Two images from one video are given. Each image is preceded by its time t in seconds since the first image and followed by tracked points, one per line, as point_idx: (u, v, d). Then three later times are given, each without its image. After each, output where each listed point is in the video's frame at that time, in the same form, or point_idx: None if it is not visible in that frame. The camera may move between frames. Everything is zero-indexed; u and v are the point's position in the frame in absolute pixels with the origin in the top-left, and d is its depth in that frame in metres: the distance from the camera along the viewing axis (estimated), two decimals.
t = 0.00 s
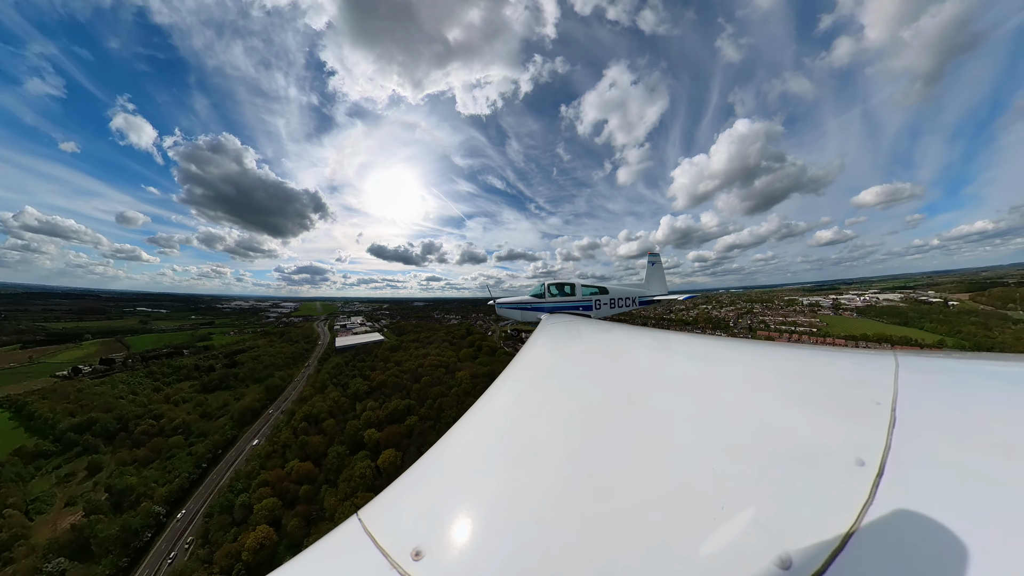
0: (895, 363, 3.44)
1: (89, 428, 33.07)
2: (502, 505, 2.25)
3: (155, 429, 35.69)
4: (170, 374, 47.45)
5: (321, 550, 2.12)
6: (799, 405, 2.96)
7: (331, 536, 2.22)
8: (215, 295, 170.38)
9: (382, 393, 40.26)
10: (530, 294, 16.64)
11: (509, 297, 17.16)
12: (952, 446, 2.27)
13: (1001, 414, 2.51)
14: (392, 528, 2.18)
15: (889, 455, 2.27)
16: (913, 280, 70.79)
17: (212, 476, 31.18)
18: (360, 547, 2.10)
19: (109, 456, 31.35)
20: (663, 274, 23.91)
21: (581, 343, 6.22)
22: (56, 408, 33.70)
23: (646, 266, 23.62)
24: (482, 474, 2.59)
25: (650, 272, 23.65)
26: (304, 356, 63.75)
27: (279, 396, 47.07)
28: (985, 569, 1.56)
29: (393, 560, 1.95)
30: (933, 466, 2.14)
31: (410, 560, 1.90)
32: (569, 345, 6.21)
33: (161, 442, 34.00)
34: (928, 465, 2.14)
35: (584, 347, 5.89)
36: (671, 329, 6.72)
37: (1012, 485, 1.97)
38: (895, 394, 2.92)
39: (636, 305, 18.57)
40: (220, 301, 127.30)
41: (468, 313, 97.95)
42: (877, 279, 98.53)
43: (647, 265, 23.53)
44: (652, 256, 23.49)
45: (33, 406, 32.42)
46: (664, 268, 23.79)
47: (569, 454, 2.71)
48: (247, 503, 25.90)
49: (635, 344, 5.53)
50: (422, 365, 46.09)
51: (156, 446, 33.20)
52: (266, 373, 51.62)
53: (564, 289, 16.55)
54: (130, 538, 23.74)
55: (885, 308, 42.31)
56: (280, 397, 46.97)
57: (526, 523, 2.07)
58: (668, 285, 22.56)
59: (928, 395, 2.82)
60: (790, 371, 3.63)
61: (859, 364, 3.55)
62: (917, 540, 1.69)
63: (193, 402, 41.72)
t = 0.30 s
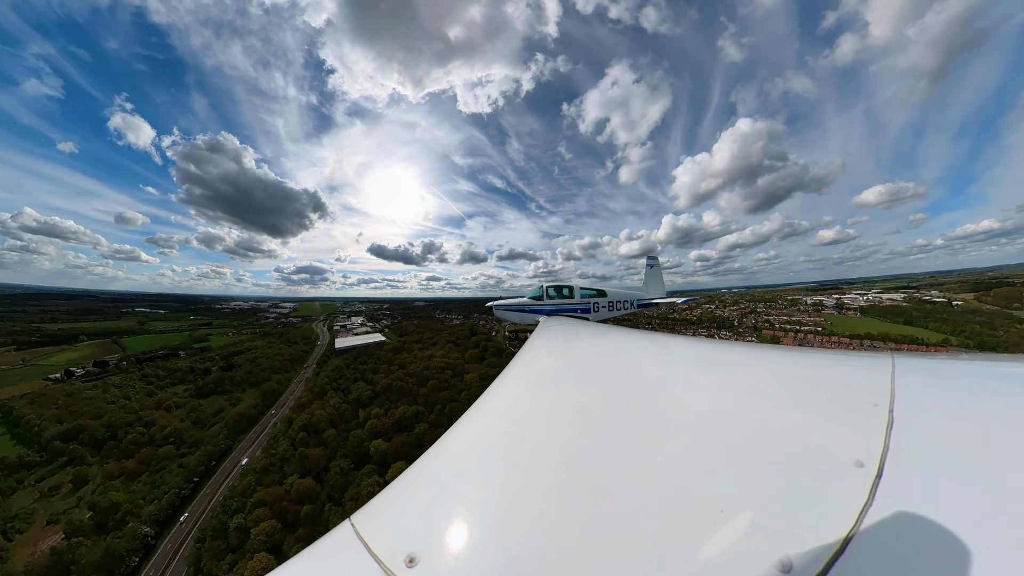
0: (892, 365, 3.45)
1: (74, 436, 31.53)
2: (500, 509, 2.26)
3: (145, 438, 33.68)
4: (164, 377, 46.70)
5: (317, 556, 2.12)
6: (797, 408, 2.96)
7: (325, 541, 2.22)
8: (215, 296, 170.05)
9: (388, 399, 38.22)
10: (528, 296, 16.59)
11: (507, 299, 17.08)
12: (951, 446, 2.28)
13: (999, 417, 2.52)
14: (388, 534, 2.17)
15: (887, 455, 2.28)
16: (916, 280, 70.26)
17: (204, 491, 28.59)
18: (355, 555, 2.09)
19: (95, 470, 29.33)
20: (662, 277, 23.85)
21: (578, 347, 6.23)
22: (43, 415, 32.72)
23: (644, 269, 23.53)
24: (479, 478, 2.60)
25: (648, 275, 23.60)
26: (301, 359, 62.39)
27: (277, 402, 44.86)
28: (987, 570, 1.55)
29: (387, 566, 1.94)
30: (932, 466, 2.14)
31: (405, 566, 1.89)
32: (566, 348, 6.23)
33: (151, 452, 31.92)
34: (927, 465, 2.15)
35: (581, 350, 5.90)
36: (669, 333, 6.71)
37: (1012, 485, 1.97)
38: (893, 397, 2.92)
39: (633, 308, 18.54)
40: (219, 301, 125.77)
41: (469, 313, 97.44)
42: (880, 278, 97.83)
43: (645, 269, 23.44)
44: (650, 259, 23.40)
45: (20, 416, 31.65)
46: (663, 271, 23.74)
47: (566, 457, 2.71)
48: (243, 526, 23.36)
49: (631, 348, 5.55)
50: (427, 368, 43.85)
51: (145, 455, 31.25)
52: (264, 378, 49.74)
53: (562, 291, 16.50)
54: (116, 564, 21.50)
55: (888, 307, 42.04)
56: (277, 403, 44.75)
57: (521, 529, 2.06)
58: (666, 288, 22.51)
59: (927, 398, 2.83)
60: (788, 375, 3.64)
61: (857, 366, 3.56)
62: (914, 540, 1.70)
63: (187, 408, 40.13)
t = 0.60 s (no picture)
0: (890, 366, 3.44)
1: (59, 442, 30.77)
2: (499, 509, 2.25)
3: (132, 448, 31.90)
4: (157, 379, 46.34)
5: (317, 557, 2.11)
6: (796, 407, 2.95)
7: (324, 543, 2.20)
8: (215, 296, 170.14)
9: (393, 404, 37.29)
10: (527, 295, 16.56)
11: (506, 299, 17.05)
12: (948, 445, 2.27)
13: (998, 417, 2.50)
14: (387, 536, 2.15)
15: (886, 454, 2.27)
16: (921, 280, 69.64)
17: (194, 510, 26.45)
18: (355, 556, 2.08)
19: (79, 483, 27.58)
20: (661, 276, 23.76)
21: (576, 346, 6.21)
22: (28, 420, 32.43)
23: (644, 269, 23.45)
24: (478, 478, 2.59)
25: (647, 275, 23.51)
26: (300, 360, 61.70)
27: (274, 408, 43.04)
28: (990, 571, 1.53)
29: (387, 567, 1.93)
30: (930, 465, 2.13)
31: (404, 567, 1.89)
32: (564, 348, 6.21)
33: (138, 463, 30.29)
34: (925, 464, 2.14)
35: (579, 350, 5.88)
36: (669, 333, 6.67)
37: (1010, 485, 1.96)
38: (890, 396, 2.91)
39: (632, 307, 18.47)
40: (218, 301, 125.50)
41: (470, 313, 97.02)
42: (886, 279, 96.91)
43: (645, 268, 23.35)
44: (650, 258, 23.31)
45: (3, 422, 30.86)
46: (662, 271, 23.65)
47: (565, 456, 2.70)
48: (239, 554, 21.68)
49: (629, 347, 5.53)
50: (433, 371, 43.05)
51: (131, 468, 29.52)
52: (260, 380, 48.52)
53: (561, 290, 16.45)
54: None
55: (893, 308, 41.67)
56: (274, 408, 43.03)
57: (521, 529, 2.05)
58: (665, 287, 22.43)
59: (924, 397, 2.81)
60: (785, 374, 3.62)
61: (854, 366, 3.55)
62: (913, 539, 1.69)
63: (179, 413, 38.73)
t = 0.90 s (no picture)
0: (889, 364, 3.41)
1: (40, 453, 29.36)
2: (500, 506, 2.25)
3: (118, 459, 30.17)
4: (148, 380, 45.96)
5: (319, 558, 2.10)
6: (796, 405, 2.93)
7: (326, 543, 2.20)
8: (213, 295, 170.21)
9: (400, 410, 37.16)
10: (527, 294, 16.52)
11: (505, 298, 17.03)
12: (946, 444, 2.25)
13: (997, 415, 2.47)
14: (388, 536, 2.14)
15: (883, 453, 2.25)
16: (925, 281, 69.02)
17: (184, 529, 24.89)
18: (356, 557, 2.06)
19: (60, 498, 25.78)
20: (661, 275, 23.68)
21: (576, 345, 6.16)
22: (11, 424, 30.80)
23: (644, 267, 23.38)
24: (479, 476, 2.58)
25: (647, 273, 23.43)
26: (298, 363, 61.14)
27: (269, 415, 42.63)
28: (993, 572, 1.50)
29: (388, 569, 1.91)
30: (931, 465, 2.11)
31: (405, 568, 1.86)
32: (564, 347, 6.18)
33: (123, 477, 28.51)
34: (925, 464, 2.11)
35: (579, 349, 5.84)
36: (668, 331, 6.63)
37: (1011, 486, 1.92)
38: (889, 395, 2.88)
39: (632, 306, 18.40)
40: (217, 301, 125.35)
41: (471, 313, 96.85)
42: (890, 278, 96.18)
43: (645, 267, 23.29)
44: (650, 257, 23.24)
45: None
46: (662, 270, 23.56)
47: (565, 455, 2.69)
48: None
49: (629, 346, 5.49)
50: (440, 374, 43.11)
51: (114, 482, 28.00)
52: (255, 386, 47.96)
53: (561, 289, 16.41)
54: None
55: (897, 308, 41.40)
56: (269, 416, 42.49)
57: (521, 526, 2.04)
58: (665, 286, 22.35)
59: (919, 395, 2.80)
60: (784, 373, 3.59)
61: (850, 364, 3.53)
62: (913, 540, 1.67)
63: (170, 419, 37.65)
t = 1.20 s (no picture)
0: (892, 362, 3.36)
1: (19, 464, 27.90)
2: (500, 506, 2.23)
3: (102, 473, 28.81)
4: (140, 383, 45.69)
5: (319, 561, 2.08)
6: (798, 404, 2.89)
7: (326, 546, 2.18)
8: (211, 295, 170.07)
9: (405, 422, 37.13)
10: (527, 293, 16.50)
11: (505, 297, 17.04)
12: (949, 443, 2.21)
13: (1003, 415, 2.43)
14: (388, 538, 2.12)
15: (885, 452, 2.22)
16: (929, 282, 68.54)
17: (173, 554, 23.84)
18: (356, 559, 2.04)
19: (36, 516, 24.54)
20: (661, 274, 23.64)
21: (577, 344, 6.11)
22: None
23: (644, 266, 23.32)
24: (482, 477, 2.55)
25: (648, 272, 23.38)
26: (296, 365, 60.74)
27: (264, 422, 42.14)
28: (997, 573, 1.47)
29: (389, 570, 1.89)
30: (936, 465, 2.07)
31: (406, 569, 1.84)
32: (565, 346, 6.13)
33: (105, 493, 27.18)
34: (929, 464, 2.08)
35: (580, 348, 5.79)
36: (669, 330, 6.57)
37: (1011, 483, 1.90)
38: (891, 393, 2.85)
39: (633, 305, 18.35)
40: (216, 301, 125.37)
41: (472, 313, 96.76)
42: (894, 279, 95.69)
43: (645, 266, 23.20)
44: (650, 256, 23.18)
45: None
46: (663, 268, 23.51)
47: (567, 454, 2.66)
48: None
49: (630, 345, 5.44)
50: (447, 377, 43.16)
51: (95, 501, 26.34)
52: (250, 391, 47.73)
53: (561, 288, 16.39)
54: None
55: (901, 309, 41.21)
56: (264, 423, 42.18)
57: (522, 527, 2.02)
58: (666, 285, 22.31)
59: (923, 395, 2.75)
60: (787, 372, 3.53)
61: (852, 363, 3.48)
62: (914, 540, 1.64)
63: (160, 426, 37.70)
